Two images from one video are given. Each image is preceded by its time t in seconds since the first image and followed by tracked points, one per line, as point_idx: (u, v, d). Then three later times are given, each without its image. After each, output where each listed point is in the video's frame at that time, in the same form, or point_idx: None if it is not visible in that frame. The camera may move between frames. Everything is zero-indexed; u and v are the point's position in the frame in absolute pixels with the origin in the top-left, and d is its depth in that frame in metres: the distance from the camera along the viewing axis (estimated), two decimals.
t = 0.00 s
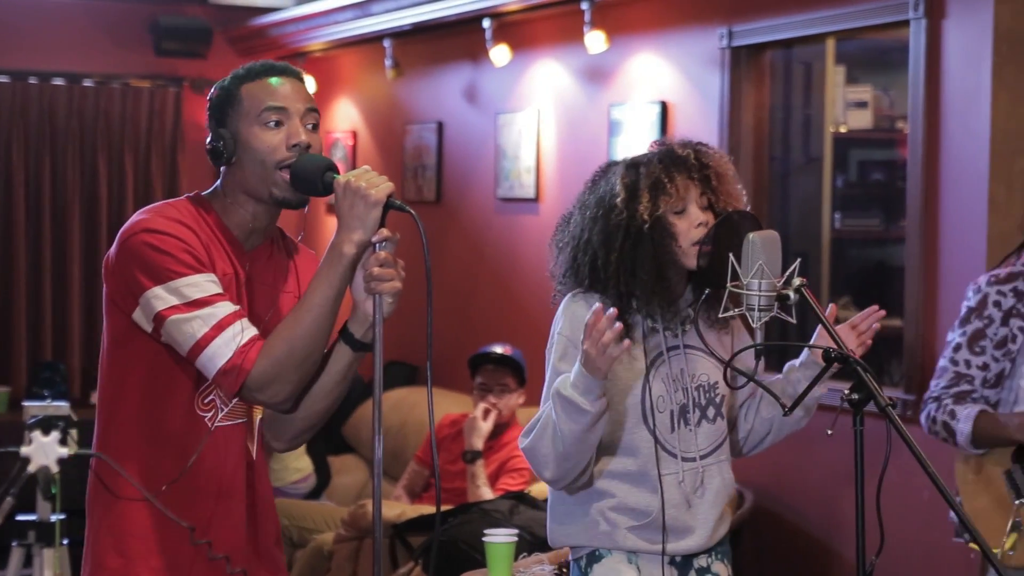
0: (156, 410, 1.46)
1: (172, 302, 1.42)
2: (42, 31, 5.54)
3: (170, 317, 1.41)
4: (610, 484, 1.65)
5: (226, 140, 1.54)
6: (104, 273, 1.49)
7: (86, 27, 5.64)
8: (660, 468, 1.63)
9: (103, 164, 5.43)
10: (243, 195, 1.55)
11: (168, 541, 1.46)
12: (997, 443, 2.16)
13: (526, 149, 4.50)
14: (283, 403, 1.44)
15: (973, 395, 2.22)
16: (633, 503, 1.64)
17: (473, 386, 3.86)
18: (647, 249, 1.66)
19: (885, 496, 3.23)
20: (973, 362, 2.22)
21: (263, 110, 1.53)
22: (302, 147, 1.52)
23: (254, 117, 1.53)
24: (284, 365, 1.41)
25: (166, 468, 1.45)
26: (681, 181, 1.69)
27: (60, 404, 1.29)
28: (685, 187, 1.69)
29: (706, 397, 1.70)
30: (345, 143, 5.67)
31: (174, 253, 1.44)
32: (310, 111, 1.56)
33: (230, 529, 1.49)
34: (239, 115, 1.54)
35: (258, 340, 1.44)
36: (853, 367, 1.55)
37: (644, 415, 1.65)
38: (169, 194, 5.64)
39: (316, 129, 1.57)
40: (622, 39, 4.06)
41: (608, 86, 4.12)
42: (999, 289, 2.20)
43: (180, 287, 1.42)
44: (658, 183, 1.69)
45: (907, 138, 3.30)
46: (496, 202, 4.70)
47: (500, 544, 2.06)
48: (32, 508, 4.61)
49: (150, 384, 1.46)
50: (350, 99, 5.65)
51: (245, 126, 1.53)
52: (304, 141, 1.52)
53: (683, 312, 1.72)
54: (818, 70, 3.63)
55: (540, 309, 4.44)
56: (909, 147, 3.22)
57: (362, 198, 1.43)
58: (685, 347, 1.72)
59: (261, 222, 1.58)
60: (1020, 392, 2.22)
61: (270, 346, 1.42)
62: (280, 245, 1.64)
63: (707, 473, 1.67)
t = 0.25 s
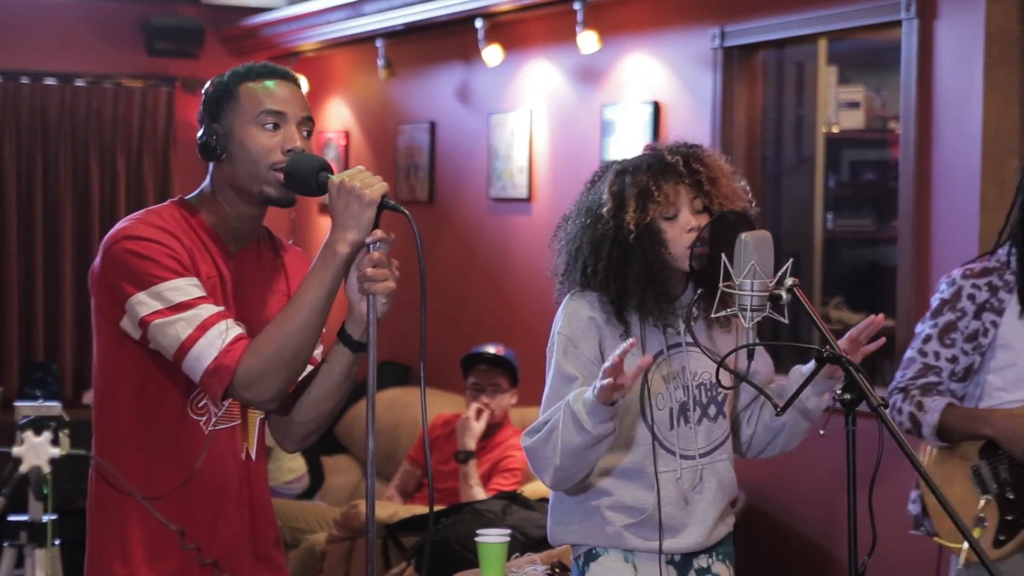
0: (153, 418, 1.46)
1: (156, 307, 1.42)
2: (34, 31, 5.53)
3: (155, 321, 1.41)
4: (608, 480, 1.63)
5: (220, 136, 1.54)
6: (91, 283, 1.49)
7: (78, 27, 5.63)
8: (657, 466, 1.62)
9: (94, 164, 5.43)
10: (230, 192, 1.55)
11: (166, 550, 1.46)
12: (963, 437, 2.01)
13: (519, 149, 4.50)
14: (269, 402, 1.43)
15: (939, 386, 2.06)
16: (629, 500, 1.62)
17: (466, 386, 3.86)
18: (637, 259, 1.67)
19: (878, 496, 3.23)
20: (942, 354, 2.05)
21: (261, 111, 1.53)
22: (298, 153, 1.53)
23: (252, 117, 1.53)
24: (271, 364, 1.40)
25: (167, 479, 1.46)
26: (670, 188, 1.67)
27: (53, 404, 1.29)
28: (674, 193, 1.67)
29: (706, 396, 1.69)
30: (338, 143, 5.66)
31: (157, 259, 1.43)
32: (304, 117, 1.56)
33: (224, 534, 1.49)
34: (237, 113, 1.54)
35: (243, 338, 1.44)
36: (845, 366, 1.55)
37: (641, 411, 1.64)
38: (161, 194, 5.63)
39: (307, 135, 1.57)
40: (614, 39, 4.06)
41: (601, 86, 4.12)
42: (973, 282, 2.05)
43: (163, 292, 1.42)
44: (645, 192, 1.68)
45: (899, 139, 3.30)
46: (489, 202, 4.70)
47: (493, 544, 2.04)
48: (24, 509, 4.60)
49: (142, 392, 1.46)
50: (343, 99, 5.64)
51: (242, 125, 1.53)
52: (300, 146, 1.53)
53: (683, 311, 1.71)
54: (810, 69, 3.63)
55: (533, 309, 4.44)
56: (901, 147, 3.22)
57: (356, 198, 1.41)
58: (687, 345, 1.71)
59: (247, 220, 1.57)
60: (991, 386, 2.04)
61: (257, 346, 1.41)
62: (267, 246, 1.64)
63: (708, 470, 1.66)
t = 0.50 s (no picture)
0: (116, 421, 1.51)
1: (112, 311, 1.43)
2: (27, 30, 5.52)
3: (112, 324, 1.43)
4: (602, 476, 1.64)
5: (197, 122, 1.55)
6: (45, 294, 1.50)
7: (71, 27, 5.62)
8: (646, 467, 1.63)
9: (88, 164, 5.42)
10: (193, 182, 1.56)
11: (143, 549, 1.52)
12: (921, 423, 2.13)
13: (512, 149, 4.50)
14: (239, 391, 1.46)
15: (908, 372, 2.17)
16: (615, 501, 1.63)
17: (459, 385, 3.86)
18: (630, 247, 1.67)
19: (870, 496, 3.23)
20: (912, 340, 2.17)
21: (237, 107, 1.58)
22: (269, 153, 1.60)
23: (229, 111, 1.57)
24: (241, 354, 1.43)
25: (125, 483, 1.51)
26: (671, 181, 1.68)
27: (46, 403, 1.27)
28: (676, 187, 1.68)
29: (694, 398, 1.69)
30: (331, 143, 5.66)
31: (107, 263, 1.44)
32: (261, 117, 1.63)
33: (194, 529, 1.54)
34: (211, 103, 1.57)
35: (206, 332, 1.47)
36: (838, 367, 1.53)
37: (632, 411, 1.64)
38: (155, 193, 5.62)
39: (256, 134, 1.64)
40: (606, 39, 4.07)
41: (593, 86, 4.12)
42: (945, 272, 2.18)
43: (119, 295, 1.43)
44: (646, 182, 1.69)
45: (890, 139, 3.31)
46: (482, 201, 4.70)
47: (486, 543, 2.04)
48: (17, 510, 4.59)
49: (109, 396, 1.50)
50: (336, 98, 5.65)
51: (218, 117, 1.56)
52: (272, 147, 1.60)
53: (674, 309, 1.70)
54: (802, 69, 3.63)
55: (527, 308, 4.43)
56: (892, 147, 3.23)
57: (343, 198, 1.44)
58: (677, 345, 1.70)
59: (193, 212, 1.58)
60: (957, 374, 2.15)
61: (225, 339, 1.44)
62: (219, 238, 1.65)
63: (693, 473, 1.66)
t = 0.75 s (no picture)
0: (82, 416, 1.51)
1: (72, 307, 1.44)
2: (19, 31, 5.51)
3: (75, 321, 1.44)
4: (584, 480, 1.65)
5: (132, 115, 1.55)
6: None
7: (63, 26, 5.62)
8: (631, 470, 1.65)
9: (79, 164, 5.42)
10: (135, 173, 1.56)
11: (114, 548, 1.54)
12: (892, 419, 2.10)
13: (504, 148, 4.50)
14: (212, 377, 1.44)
15: (893, 372, 2.14)
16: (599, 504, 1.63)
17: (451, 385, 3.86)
18: (630, 240, 1.67)
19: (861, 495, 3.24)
20: (896, 340, 2.13)
21: (166, 94, 1.58)
22: (202, 134, 1.61)
23: (160, 99, 1.57)
24: (215, 338, 1.42)
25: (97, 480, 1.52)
26: (675, 178, 1.68)
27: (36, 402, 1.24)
28: (678, 185, 1.68)
29: (676, 401, 1.71)
30: (323, 142, 5.66)
31: (62, 261, 1.46)
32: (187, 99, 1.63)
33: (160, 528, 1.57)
34: (142, 93, 1.57)
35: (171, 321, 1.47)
36: (829, 365, 1.53)
37: (618, 412, 1.64)
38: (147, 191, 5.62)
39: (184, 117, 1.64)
40: (598, 38, 4.07)
41: (585, 86, 4.12)
42: (928, 275, 2.15)
43: (78, 290, 1.44)
44: (651, 176, 1.69)
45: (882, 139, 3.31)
46: (473, 201, 4.70)
47: (477, 542, 2.05)
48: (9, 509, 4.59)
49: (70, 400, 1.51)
50: (328, 98, 5.64)
51: (153, 106, 1.56)
52: (203, 128, 1.61)
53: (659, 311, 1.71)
54: (794, 69, 3.64)
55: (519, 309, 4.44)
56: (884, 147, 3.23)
57: (332, 198, 1.41)
58: (659, 347, 1.71)
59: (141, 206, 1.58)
60: (940, 374, 2.11)
61: (199, 324, 1.43)
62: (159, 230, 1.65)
63: (674, 476, 1.68)
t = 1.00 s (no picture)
0: (55, 415, 1.56)
1: (44, 300, 1.46)
2: (15, 29, 5.50)
3: (47, 312, 1.45)
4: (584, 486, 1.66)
5: (83, 116, 1.59)
6: None
7: (58, 25, 5.61)
8: (628, 471, 1.65)
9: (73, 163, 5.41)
10: (92, 172, 1.60)
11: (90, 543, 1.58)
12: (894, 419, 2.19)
13: (499, 147, 4.50)
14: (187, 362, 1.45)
15: (909, 374, 2.22)
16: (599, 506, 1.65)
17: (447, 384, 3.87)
18: (627, 238, 1.67)
19: (857, 494, 3.24)
20: (909, 342, 2.23)
21: (120, 93, 1.62)
22: (157, 131, 1.64)
23: (115, 97, 1.61)
24: (194, 328, 1.44)
25: (78, 482, 1.56)
26: (670, 177, 1.69)
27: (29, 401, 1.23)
28: (673, 184, 1.69)
29: (672, 401, 1.72)
30: (318, 141, 5.66)
31: (32, 255, 1.48)
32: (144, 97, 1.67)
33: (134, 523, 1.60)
34: (96, 94, 1.60)
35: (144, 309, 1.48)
36: (823, 364, 1.53)
37: (615, 415, 1.65)
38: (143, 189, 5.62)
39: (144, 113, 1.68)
40: (594, 37, 4.07)
41: (580, 85, 4.12)
42: (932, 278, 2.26)
43: (49, 283, 1.46)
44: (648, 174, 1.69)
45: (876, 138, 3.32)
46: (468, 200, 4.70)
47: (473, 541, 2.05)
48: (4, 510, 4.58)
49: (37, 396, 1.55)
50: (323, 97, 5.65)
51: (103, 106, 1.60)
52: (159, 125, 1.64)
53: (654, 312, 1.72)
54: (789, 67, 3.64)
55: (515, 308, 4.44)
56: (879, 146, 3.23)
57: (326, 199, 1.44)
58: (654, 346, 1.72)
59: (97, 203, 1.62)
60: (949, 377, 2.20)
61: (180, 315, 1.45)
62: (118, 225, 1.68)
63: (670, 476, 1.70)
